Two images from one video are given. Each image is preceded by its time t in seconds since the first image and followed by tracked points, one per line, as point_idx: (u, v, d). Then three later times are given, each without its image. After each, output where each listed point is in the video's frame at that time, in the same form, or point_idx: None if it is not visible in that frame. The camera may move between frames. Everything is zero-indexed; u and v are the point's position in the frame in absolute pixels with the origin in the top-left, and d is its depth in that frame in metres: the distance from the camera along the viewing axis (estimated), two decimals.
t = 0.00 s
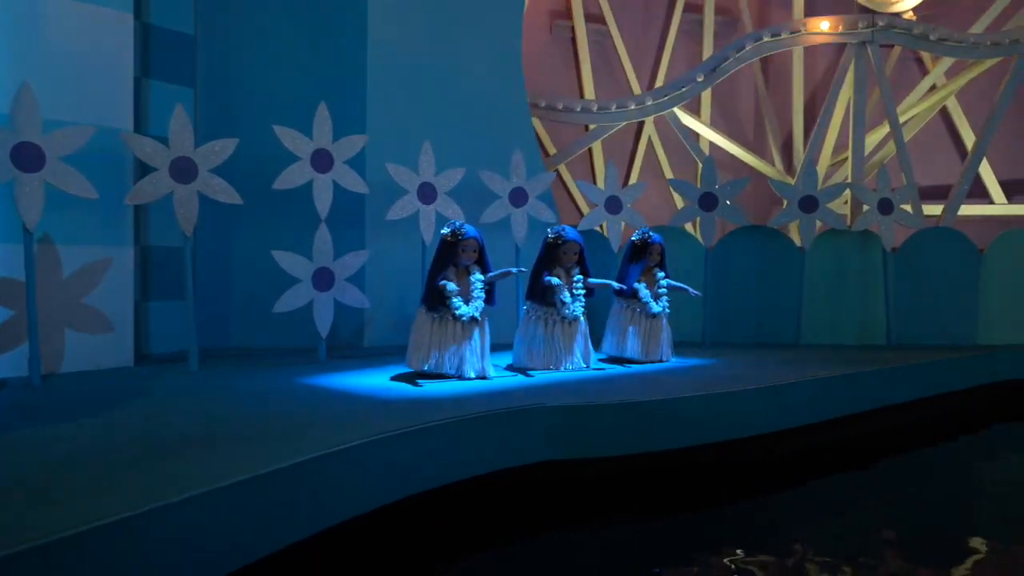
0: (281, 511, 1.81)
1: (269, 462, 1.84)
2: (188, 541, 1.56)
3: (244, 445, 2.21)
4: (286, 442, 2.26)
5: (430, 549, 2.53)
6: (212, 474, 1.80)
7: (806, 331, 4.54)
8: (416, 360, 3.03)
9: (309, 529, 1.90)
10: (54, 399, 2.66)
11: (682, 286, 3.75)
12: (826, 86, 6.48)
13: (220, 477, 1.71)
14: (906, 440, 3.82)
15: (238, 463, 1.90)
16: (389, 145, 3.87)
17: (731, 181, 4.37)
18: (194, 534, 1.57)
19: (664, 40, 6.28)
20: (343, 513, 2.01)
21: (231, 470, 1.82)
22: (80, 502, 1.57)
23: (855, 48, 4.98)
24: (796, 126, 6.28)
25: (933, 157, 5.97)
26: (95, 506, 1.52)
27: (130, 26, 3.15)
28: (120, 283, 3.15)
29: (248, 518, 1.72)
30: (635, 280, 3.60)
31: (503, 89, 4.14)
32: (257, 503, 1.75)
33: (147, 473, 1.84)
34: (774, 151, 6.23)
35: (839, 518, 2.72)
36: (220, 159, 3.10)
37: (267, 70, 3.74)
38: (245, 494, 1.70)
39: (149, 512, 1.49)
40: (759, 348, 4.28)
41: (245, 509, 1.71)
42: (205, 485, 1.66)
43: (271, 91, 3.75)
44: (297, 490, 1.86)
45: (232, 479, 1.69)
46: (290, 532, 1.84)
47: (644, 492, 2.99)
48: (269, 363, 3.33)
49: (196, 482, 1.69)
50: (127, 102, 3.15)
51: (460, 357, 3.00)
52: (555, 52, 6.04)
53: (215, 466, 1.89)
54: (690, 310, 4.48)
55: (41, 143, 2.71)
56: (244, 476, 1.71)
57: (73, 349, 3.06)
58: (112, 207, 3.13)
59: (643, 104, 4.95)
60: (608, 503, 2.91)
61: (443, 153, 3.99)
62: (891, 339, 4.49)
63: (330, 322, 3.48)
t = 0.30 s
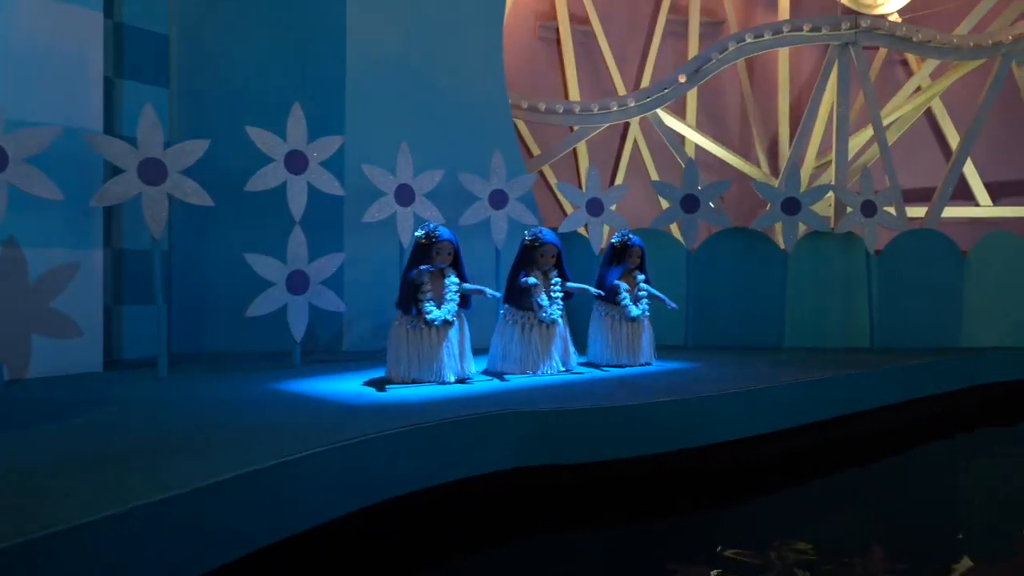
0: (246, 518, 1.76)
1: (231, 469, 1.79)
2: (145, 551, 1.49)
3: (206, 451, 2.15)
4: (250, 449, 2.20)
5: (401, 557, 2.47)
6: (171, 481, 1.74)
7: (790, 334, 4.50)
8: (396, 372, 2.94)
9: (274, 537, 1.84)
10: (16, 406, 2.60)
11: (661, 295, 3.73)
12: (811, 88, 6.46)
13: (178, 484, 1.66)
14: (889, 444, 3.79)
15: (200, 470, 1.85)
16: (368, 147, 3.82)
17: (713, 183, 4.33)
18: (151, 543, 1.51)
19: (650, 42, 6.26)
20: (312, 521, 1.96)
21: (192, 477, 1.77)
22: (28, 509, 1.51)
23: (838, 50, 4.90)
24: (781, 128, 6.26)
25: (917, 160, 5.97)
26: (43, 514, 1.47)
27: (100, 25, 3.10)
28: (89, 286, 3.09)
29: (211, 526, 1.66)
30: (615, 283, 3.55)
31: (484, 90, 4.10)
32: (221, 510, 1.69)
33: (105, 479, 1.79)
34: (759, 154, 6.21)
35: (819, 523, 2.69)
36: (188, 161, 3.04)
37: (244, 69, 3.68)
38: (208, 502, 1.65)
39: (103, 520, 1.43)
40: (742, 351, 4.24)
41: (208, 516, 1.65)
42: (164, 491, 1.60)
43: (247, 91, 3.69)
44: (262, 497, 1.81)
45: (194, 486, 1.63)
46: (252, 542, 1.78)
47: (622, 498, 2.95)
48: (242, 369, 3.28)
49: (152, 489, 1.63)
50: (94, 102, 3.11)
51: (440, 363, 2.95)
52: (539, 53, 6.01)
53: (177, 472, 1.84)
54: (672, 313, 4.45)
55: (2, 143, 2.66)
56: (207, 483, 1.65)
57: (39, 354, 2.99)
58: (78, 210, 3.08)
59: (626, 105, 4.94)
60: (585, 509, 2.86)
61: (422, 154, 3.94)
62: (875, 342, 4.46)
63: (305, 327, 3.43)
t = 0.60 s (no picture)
0: (194, 531, 1.71)
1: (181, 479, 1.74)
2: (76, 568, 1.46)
3: (162, 458, 2.10)
4: (208, 456, 2.15)
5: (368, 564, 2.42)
6: (115, 492, 1.69)
7: (770, 338, 4.48)
8: (367, 379, 2.88)
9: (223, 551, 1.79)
10: None
11: (638, 302, 3.71)
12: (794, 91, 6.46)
13: (118, 498, 1.61)
14: (868, 448, 3.78)
15: (151, 479, 1.79)
16: (343, 148, 3.77)
17: (692, 187, 4.30)
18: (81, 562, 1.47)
19: (633, 45, 6.25)
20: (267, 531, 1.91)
21: (141, 487, 1.71)
22: None
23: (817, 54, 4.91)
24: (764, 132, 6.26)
25: (899, 164, 5.99)
26: None
27: (66, 25, 3.04)
28: (54, 290, 3.04)
29: (155, 539, 1.61)
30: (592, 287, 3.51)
31: (463, 93, 4.06)
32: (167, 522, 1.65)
33: (51, 489, 1.73)
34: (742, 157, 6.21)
35: (794, 530, 2.66)
36: (155, 163, 2.98)
37: (218, 69, 3.62)
38: (148, 515, 1.61)
39: (27, 539, 1.39)
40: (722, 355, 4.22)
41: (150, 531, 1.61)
42: (100, 505, 1.56)
43: (220, 93, 3.64)
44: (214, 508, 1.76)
45: (133, 499, 1.59)
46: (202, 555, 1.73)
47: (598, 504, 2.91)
48: (212, 374, 3.23)
49: (90, 503, 1.59)
50: (61, 103, 3.05)
51: (411, 369, 2.89)
52: (522, 56, 5.99)
53: (127, 481, 1.78)
54: (652, 318, 4.42)
55: None
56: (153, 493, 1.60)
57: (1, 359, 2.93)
58: (44, 214, 3.02)
59: (607, 108, 4.92)
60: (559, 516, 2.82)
61: (399, 157, 3.90)
62: (856, 346, 4.44)
63: (277, 331, 3.37)
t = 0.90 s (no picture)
0: (143, 545, 1.65)
1: (131, 492, 1.67)
2: None
3: (118, 467, 2.04)
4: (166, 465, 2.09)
5: None
6: (64, 505, 1.62)
7: (751, 343, 4.45)
8: (329, 380, 2.87)
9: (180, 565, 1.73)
10: None
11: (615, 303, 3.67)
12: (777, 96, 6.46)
13: (65, 512, 1.54)
14: (848, 454, 3.75)
15: (99, 491, 1.72)
16: (318, 152, 3.72)
17: (672, 191, 4.28)
18: None
19: (615, 50, 6.23)
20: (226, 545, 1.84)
21: (88, 500, 1.64)
22: None
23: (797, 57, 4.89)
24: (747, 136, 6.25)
25: (880, 168, 6.01)
26: None
27: (29, 26, 2.97)
28: (18, 298, 2.96)
29: (99, 555, 1.55)
30: (568, 293, 3.46)
31: (440, 96, 4.02)
32: (113, 538, 1.58)
33: None
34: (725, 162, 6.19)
35: (771, 536, 2.63)
36: (122, 168, 2.93)
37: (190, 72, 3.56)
38: (97, 529, 1.54)
39: None
40: (703, 361, 4.19)
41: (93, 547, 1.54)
42: (45, 519, 1.49)
43: (192, 96, 3.58)
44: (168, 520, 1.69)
45: (81, 513, 1.52)
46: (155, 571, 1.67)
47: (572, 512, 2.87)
48: (181, 383, 3.17)
49: (35, 517, 1.52)
50: (26, 106, 2.98)
51: (374, 375, 2.85)
52: (503, 61, 5.96)
53: (74, 493, 1.71)
54: (631, 324, 4.37)
55: None
56: (101, 508, 1.54)
57: None
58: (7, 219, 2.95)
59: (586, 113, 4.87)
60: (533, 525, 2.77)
61: (374, 162, 3.85)
62: (837, 351, 4.42)
63: (248, 339, 3.32)
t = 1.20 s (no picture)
0: (93, 558, 1.59)
1: (80, 503, 1.61)
2: None
3: (73, 474, 1.98)
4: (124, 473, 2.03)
5: None
6: (12, 514, 1.57)
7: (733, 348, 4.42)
8: (305, 394, 2.80)
9: None
10: None
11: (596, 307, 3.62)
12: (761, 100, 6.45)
13: (9, 523, 1.50)
14: (829, 460, 3.73)
15: (46, 502, 1.65)
16: (294, 155, 3.67)
17: (654, 195, 4.24)
18: None
19: (600, 53, 6.21)
20: (185, 556, 1.79)
21: (35, 511, 1.58)
22: None
23: (780, 60, 4.88)
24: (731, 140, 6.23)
25: (864, 172, 6.01)
26: None
27: None
28: None
29: (43, 569, 1.49)
30: (545, 297, 3.43)
31: (420, 99, 3.97)
32: (61, 552, 1.52)
33: None
34: (710, 166, 6.17)
35: (747, 544, 2.59)
36: (88, 169, 2.87)
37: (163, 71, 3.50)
38: (45, 540, 1.49)
39: None
40: (685, 366, 4.15)
41: (37, 561, 1.48)
42: None
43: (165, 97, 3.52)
44: (119, 533, 1.63)
45: (26, 524, 1.47)
46: None
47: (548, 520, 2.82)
48: (150, 390, 3.10)
49: None
50: None
51: (351, 384, 2.80)
52: (487, 63, 5.93)
53: (21, 504, 1.64)
54: (613, 329, 4.33)
55: None
56: (48, 519, 1.49)
57: None
58: None
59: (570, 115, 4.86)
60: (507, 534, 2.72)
61: (351, 164, 3.80)
62: (819, 356, 4.40)
63: (219, 344, 3.26)
